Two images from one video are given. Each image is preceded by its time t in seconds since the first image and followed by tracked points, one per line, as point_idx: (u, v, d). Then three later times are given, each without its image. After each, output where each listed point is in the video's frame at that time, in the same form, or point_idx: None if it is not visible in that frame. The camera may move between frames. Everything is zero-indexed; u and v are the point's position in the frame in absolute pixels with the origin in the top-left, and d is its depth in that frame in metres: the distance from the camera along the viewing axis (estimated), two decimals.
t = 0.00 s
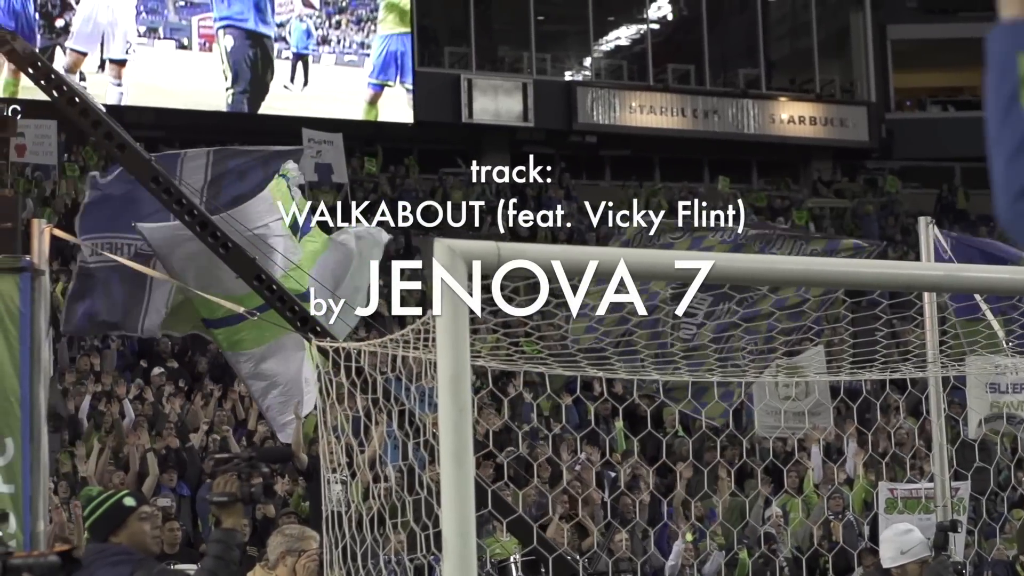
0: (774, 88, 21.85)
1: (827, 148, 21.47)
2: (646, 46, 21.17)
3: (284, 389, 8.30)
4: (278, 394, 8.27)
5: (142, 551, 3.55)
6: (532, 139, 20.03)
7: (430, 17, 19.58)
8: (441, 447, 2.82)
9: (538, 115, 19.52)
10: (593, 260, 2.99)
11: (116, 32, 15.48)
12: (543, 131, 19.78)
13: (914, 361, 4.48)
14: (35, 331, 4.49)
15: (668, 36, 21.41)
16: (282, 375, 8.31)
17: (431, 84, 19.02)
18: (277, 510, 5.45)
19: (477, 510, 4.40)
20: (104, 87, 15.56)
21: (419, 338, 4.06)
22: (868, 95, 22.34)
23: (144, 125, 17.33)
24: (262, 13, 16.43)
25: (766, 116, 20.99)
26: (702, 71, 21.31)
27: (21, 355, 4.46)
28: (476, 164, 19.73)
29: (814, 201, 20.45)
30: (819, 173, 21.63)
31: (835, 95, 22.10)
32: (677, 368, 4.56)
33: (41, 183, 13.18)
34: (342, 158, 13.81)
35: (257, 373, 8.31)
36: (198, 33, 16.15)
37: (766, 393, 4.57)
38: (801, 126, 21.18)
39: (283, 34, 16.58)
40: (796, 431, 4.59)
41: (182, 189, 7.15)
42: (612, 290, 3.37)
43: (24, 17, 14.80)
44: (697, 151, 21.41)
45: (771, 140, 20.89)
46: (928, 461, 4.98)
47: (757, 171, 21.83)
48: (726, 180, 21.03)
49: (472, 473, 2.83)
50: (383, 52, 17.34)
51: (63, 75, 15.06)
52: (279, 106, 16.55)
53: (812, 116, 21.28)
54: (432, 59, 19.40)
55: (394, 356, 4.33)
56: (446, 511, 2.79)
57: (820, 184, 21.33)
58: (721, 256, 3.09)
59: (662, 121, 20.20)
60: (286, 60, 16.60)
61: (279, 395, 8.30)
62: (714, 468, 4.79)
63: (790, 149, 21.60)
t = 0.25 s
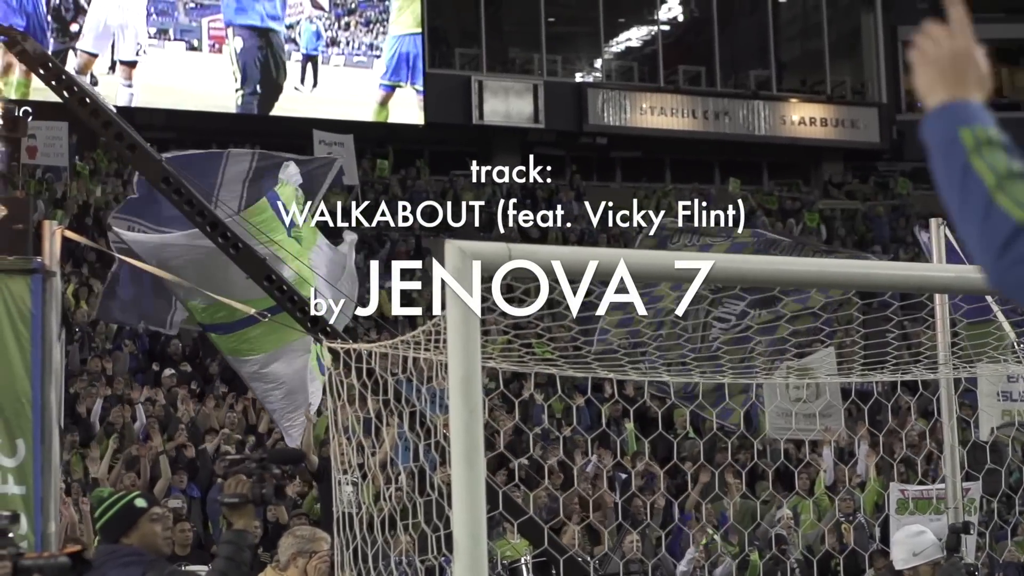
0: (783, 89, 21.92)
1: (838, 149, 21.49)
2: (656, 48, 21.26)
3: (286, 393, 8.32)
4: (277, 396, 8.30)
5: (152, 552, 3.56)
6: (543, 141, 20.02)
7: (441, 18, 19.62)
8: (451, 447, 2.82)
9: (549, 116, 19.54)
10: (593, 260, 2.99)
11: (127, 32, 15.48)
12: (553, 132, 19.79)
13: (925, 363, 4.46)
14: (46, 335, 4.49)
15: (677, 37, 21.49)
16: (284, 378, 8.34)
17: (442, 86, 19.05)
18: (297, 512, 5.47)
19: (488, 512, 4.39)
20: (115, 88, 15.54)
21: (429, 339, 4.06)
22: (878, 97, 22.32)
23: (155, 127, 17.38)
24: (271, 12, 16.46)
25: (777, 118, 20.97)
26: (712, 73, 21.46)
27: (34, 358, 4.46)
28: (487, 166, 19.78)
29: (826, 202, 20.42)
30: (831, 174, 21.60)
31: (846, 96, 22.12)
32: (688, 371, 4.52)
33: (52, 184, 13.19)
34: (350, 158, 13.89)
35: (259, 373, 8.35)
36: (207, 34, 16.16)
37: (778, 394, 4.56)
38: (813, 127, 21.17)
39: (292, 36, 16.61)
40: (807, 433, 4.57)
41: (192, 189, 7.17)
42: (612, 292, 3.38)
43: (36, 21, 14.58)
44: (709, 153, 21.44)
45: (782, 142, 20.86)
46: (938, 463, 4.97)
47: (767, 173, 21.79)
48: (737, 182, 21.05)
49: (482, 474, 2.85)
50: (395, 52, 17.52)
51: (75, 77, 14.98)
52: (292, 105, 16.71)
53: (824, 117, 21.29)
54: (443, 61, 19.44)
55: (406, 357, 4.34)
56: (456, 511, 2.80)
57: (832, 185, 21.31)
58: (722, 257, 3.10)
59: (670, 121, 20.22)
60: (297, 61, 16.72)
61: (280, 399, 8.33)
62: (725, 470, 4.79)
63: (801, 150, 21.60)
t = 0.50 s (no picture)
0: (795, 88, 21.85)
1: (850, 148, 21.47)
2: (668, 47, 21.25)
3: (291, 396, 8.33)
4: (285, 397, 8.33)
5: (165, 551, 3.55)
6: (555, 141, 19.93)
7: (452, 18, 19.73)
8: (465, 446, 2.84)
9: (561, 115, 19.51)
10: (592, 260, 2.99)
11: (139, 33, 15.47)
12: (565, 132, 19.76)
13: (936, 363, 4.46)
14: (58, 334, 4.48)
15: (689, 36, 21.48)
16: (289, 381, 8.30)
17: (454, 86, 19.04)
18: (321, 510, 5.47)
19: (501, 511, 4.38)
20: (128, 87, 15.53)
21: (441, 338, 4.05)
22: (891, 96, 22.39)
23: (167, 127, 17.41)
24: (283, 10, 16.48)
25: (789, 117, 20.93)
26: (724, 72, 21.41)
27: (46, 357, 4.45)
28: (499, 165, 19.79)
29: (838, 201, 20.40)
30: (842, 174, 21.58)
31: (858, 96, 22.03)
32: (699, 370, 4.56)
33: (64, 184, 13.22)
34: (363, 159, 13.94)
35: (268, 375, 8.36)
36: (220, 35, 16.15)
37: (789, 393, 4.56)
38: (824, 126, 21.15)
39: (305, 36, 16.63)
40: (818, 432, 4.57)
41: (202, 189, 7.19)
42: (611, 292, 3.38)
43: (49, 21, 14.79)
44: (721, 152, 21.45)
45: (794, 141, 20.81)
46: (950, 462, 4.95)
47: (779, 172, 21.75)
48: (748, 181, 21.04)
49: (496, 474, 2.87)
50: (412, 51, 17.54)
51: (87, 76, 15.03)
52: (307, 105, 16.76)
53: (835, 116, 21.27)
54: (455, 60, 19.42)
55: (420, 356, 4.34)
56: (469, 511, 2.82)
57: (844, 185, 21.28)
58: (721, 257, 3.12)
59: (683, 121, 20.18)
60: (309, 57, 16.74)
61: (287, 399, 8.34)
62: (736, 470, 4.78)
63: (812, 149, 21.57)
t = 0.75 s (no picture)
0: (807, 88, 21.73)
1: (862, 148, 21.45)
2: (680, 46, 21.17)
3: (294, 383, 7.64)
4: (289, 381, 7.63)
5: (179, 552, 3.55)
6: (566, 140, 19.93)
7: (463, 17, 19.60)
8: (477, 447, 2.86)
9: (572, 115, 19.48)
10: (593, 260, 2.98)
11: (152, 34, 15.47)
12: (577, 132, 19.74)
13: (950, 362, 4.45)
14: (69, 336, 4.51)
15: (701, 36, 21.45)
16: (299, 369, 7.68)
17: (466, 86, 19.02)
18: (344, 508, 5.48)
19: (513, 511, 4.38)
20: (141, 87, 15.52)
21: (455, 338, 4.07)
22: (903, 95, 22.26)
23: (179, 128, 17.46)
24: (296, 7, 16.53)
25: (801, 116, 20.92)
26: (736, 72, 21.26)
27: (58, 358, 4.48)
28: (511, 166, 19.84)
29: (850, 201, 20.34)
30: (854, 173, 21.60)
31: (869, 95, 21.79)
32: (712, 370, 4.58)
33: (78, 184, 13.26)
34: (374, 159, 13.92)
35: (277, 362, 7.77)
36: (233, 35, 16.16)
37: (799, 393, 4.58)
38: (836, 125, 21.10)
39: (318, 35, 16.65)
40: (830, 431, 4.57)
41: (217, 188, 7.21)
42: (612, 291, 3.37)
43: (63, 22, 14.84)
44: (733, 151, 21.45)
45: (806, 141, 20.81)
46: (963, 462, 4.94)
47: (791, 172, 21.79)
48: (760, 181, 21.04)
49: (509, 474, 2.87)
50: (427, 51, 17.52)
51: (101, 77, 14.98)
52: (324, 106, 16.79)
53: (847, 116, 21.16)
54: (466, 60, 19.38)
55: (432, 356, 4.34)
56: (481, 512, 2.82)
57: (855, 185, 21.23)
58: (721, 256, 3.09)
59: (697, 121, 20.11)
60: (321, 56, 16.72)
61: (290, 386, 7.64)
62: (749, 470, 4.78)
63: (825, 149, 21.55)
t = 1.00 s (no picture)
0: (819, 87, 21.66)
1: (874, 147, 21.46)
2: (691, 47, 21.07)
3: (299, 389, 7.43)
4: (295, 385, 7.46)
5: (191, 552, 3.55)
6: (578, 139, 20.03)
7: (475, 17, 19.62)
8: (489, 449, 2.88)
9: (583, 115, 19.52)
10: (592, 260, 3.01)
11: (162, 35, 15.51)
12: (589, 131, 19.74)
13: (963, 362, 4.46)
14: (81, 336, 4.51)
15: (712, 36, 21.33)
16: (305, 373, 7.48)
17: (477, 86, 19.01)
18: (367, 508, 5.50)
19: (525, 510, 4.38)
20: (152, 88, 15.59)
21: (467, 337, 4.07)
22: (914, 95, 22.27)
23: (190, 129, 17.51)
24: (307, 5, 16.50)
25: (813, 116, 20.94)
26: (747, 71, 21.22)
27: (70, 359, 4.48)
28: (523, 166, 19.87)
29: (862, 201, 20.28)
30: (867, 172, 21.58)
31: (881, 95, 21.83)
32: (724, 369, 4.58)
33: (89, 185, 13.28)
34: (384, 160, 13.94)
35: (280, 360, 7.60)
36: (245, 36, 16.20)
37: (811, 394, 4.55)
38: (847, 125, 21.11)
39: (329, 36, 16.70)
40: (843, 432, 4.54)
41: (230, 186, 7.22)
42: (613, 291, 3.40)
43: (76, 25, 14.77)
44: (744, 151, 21.46)
45: (817, 140, 20.82)
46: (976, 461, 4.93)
47: (803, 172, 21.78)
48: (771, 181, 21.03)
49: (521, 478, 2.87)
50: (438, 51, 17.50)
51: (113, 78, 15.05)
52: (336, 106, 16.83)
53: (858, 115, 21.22)
54: (477, 60, 19.38)
55: (443, 356, 4.35)
56: (494, 514, 2.83)
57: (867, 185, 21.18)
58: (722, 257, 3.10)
59: (707, 121, 20.16)
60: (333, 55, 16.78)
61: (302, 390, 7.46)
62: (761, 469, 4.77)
63: (836, 148, 21.54)
